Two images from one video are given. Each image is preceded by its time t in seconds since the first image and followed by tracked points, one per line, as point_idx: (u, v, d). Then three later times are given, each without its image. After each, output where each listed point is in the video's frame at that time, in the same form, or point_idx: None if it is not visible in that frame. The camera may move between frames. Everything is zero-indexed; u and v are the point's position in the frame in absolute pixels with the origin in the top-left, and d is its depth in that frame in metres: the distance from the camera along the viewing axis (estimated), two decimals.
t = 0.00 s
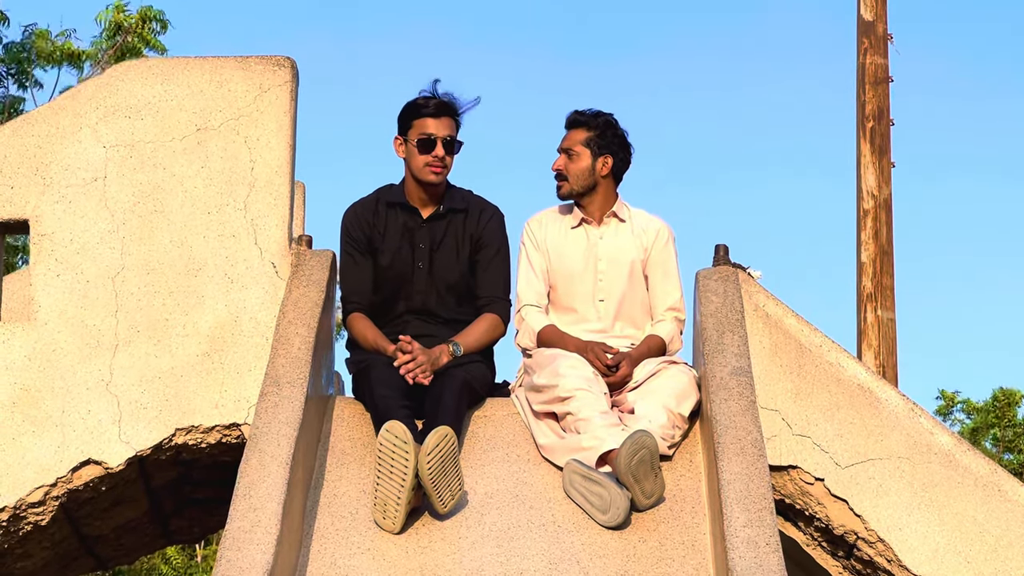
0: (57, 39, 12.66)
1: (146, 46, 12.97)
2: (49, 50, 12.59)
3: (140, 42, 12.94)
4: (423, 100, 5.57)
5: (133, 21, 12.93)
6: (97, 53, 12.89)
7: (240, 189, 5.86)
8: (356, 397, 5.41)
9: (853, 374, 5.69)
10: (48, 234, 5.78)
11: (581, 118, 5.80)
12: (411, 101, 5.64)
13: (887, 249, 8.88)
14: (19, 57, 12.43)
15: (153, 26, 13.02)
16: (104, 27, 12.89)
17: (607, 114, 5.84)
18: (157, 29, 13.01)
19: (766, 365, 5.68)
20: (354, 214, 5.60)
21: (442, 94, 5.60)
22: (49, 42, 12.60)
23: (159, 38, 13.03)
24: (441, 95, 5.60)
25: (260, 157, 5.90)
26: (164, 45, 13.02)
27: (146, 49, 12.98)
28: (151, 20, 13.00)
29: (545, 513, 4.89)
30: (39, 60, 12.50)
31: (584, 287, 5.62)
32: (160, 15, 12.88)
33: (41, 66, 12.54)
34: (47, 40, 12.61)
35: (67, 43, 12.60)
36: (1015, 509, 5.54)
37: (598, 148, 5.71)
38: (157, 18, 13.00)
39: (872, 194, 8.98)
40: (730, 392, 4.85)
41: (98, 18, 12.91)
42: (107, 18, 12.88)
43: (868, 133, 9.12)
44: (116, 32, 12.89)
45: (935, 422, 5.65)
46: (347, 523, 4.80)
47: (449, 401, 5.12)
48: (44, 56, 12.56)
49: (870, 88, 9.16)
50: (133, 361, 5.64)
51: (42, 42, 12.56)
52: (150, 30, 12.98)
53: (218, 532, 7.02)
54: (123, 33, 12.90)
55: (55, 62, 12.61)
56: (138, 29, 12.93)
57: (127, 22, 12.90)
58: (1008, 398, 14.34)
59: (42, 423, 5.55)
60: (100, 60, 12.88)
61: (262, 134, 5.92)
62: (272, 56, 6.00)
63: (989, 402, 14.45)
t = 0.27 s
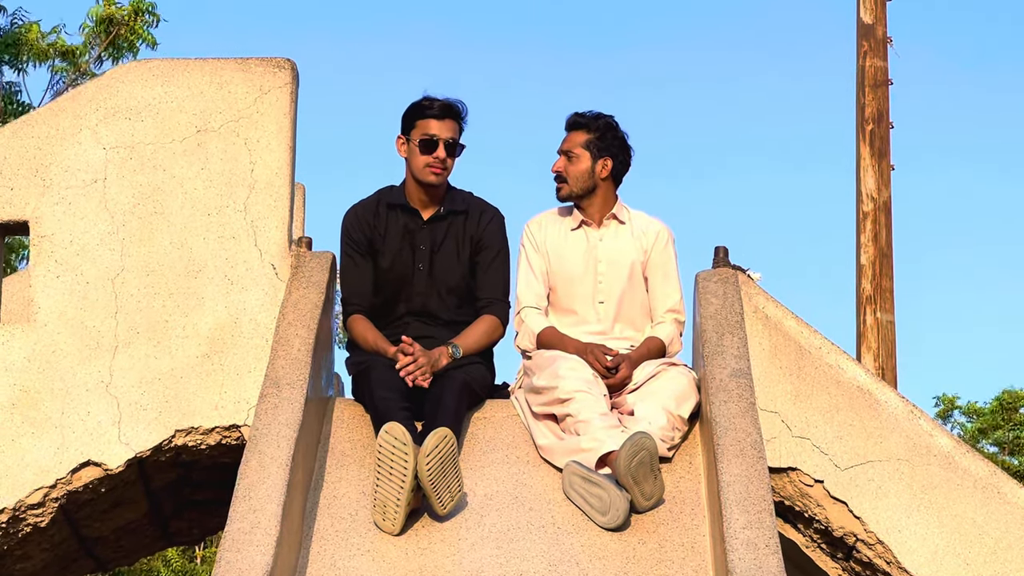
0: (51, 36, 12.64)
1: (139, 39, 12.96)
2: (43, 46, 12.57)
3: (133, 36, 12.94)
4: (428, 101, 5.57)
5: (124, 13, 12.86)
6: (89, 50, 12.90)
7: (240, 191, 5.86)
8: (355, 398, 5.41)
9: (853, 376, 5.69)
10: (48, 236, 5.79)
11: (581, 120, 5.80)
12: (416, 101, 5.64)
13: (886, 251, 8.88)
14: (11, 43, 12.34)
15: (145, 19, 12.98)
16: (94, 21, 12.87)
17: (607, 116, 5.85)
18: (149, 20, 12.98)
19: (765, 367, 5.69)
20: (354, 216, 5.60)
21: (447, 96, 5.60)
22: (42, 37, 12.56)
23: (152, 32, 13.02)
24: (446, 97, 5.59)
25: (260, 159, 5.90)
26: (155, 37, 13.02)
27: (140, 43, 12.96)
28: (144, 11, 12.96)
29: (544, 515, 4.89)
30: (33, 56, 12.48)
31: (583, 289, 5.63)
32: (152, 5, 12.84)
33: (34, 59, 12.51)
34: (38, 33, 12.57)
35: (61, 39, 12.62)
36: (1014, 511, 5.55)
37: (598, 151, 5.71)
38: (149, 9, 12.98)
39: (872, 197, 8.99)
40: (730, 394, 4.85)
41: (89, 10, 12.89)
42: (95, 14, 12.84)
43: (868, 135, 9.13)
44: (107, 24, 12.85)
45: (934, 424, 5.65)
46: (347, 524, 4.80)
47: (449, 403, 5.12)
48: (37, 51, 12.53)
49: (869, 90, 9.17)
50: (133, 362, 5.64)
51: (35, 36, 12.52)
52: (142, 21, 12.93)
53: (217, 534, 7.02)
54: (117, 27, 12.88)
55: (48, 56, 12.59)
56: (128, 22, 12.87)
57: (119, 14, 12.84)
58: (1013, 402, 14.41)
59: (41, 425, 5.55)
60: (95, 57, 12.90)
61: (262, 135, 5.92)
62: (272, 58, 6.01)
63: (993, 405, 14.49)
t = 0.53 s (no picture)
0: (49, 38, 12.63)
1: (136, 38, 12.95)
2: (40, 46, 12.53)
3: (129, 34, 12.94)
4: (434, 105, 5.56)
5: (121, 12, 12.88)
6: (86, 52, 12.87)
7: (239, 194, 5.86)
8: (353, 401, 5.40)
9: (853, 380, 5.68)
10: (46, 238, 5.78)
11: (581, 124, 5.79)
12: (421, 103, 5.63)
13: (885, 256, 8.88)
14: (9, 40, 12.27)
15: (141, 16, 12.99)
16: (91, 20, 12.88)
17: (607, 119, 5.84)
18: (144, 18, 12.95)
19: (765, 371, 5.68)
20: (353, 221, 5.59)
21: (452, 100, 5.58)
22: (38, 37, 12.55)
23: (149, 31, 13.01)
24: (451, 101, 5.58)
25: (259, 162, 5.89)
26: (151, 34, 13.00)
27: (136, 40, 12.97)
28: (139, 10, 12.92)
29: (544, 519, 4.88)
30: (31, 56, 12.47)
31: (583, 293, 5.62)
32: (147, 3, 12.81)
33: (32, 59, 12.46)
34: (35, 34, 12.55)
35: (58, 40, 12.61)
36: (1014, 516, 5.54)
37: (598, 155, 5.71)
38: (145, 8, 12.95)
39: (871, 201, 8.99)
40: (730, 398, 4.84)
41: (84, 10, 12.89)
42: (91, 11, 12.84)
43: (867, 140, 9.12)
44: (105, 24, 12.90)
45: (934, 429, 5.64)
46: (346, 528, 4.79)
47: (448, 408, 5.10)
48: (34, 50, 12.50)
49: (869, 95, 9.17)
50: (132, 365, 5.64)
51: (31, 36, 12.49)
52: (139, 19, 12.92)
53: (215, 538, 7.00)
54: (113, 27, 12.91)
55: (45, 56, 12.57)
56: (126, 21, 12.90)
57: (115, 14, 12.88)
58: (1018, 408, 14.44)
59: (39, 428, 5.54)
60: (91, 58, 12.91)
61: (261, 138, 5.92)
62: (272, 61, 6.00)
63: (999, 411, 14.50)
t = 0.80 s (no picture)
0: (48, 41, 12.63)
1: (135, 41, 12.97)
2: (40, 49, 12.52)
3: (128, 38, 12.97)
4: (431, 110, 5.57)
5: (120, 15, 12.90)
6: (85, 56, 12.87)
7: (238, 198, 5.86)
8: (353, 405, 5.40)
9: (851, 385, 5.68)
10: (45, 242, 5.78)
11: (581, 129, 5.80)
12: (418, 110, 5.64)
13: (884, 261, 8.89)
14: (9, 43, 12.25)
15: (139, 19, 12.97)
16: (90, 24, 12.88)
17: (607, 124, 5.85)
18: (143, 21, 12.97)
19: (764, 376, 5.69)
20: (354, 226, 5.59)
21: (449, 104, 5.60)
22: (36, 40, 12.54)
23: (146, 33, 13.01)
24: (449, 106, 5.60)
25: (259, 166, 5.90)
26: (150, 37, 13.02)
27: (135, 44, 12.99)
28: (138, 12, 12.93)
29: (542, 523, 4.87)
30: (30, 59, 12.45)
31: (582, 297, 5.62)
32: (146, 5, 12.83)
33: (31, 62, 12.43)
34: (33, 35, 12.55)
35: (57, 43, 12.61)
36: (1013, 521, 5.54)
37: (599, 159, 5.71)
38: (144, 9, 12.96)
39: (870, 206, 9.00)
40: (728, 403, 4.85)
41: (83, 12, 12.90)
42: (90, 14, 12.85)
43: (866, 145, 9.13)
44: (104, 28, 12.91)
45: (933, 434, 5.64)
46: (344, 532, 4.79)
47: (447, 412, 5.11)
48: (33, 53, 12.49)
49: (868, 100, 9.18)
50: (130, 369, 5.64)
51: (30, 39, 12.47)
52: (137, 22, 12.94)
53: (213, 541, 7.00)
54: (112, 29, 12.92)
55: (44, 59, 12.57)
56: (123, 23, 12.90)
57: (114, 17, 12.90)
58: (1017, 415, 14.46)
59: (38, 431, 5.54)
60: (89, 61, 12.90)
61: (261, 142, 5.92)
62: (271, 64, 6.01)
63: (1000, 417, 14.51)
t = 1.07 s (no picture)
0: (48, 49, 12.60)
1: (136, 48, 13.00)
2: (40, 56, 12.50)
3: (129, 45, 13.00)
4: (428, 115, 5.57)
5: (121, 23, 12.94)
6: (85, 62, 12.86)
7: (236, 203, 5.85)
8: (349, 411, 5.39)
9: (849, 392, 5.67)
10: (42, 247, 5.77)
11: (581, 135, 5.79)
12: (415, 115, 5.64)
13: (881, 268, 8.89)
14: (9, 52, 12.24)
15: (141, 28, 13.01)
16: (91, 32, 12.87)
17: (605, 130, 5.85)
18: (145, 29, 13.01)
19: (761, 382, 5.67)
20: (352, 232, 5.58)
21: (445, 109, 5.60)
22: (37, 47, 12.53)
23: (151, 41, 13.03)
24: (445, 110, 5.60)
25: (256, 171, 5.89)
26: (154, 44, 13.02)
27: (135, 51, 13.02)
28: (140, 22, 13.00)
29: (539, 530, 4.87)
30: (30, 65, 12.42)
31: (580, 303, 5.62)
32: (149, 15, 12.88)
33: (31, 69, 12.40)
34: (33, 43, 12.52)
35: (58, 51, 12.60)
36: (1010, 528, 5.54)
37: (600, 165, 5.71)
38: (146, 20, 13.02)
39: (867, 213, 9.00)
40: (725, 409, 4.84)
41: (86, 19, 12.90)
42: (92, 21, 12.85)
43: (863, 151, 9.14)
44: (104, 35, 12.90)
45: (930, 440, 5.64)
46: (341, 538, 4.78)
47: (443, 418, 5.10)
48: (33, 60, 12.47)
49: (865, 107, 9.19)
50: (127, 374, 5.63)
51: (31, 46, 12.45)
52: (139, 31, 12.99)
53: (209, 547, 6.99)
54: (112, 37, 12.92)
55: (45, 65, 12.55)
56: (126, 31, 12.96)
57: (115, 24, 12.91)
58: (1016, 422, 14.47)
59: (34, 437, 5.53)
60: (89, 67, 12.88)
61: (258, 147, 5.92)
62: (269, 70, 6.01)
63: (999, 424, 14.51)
